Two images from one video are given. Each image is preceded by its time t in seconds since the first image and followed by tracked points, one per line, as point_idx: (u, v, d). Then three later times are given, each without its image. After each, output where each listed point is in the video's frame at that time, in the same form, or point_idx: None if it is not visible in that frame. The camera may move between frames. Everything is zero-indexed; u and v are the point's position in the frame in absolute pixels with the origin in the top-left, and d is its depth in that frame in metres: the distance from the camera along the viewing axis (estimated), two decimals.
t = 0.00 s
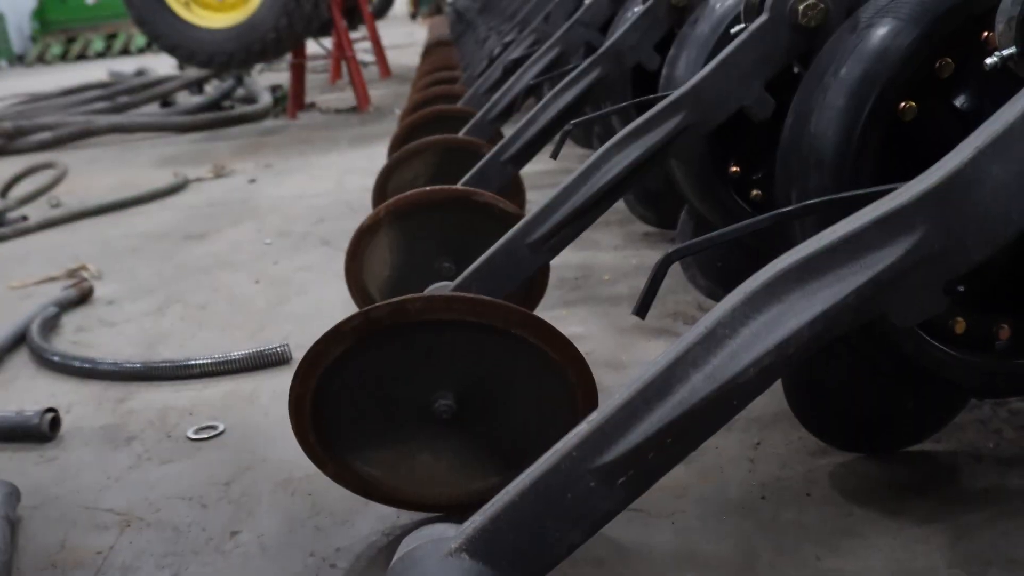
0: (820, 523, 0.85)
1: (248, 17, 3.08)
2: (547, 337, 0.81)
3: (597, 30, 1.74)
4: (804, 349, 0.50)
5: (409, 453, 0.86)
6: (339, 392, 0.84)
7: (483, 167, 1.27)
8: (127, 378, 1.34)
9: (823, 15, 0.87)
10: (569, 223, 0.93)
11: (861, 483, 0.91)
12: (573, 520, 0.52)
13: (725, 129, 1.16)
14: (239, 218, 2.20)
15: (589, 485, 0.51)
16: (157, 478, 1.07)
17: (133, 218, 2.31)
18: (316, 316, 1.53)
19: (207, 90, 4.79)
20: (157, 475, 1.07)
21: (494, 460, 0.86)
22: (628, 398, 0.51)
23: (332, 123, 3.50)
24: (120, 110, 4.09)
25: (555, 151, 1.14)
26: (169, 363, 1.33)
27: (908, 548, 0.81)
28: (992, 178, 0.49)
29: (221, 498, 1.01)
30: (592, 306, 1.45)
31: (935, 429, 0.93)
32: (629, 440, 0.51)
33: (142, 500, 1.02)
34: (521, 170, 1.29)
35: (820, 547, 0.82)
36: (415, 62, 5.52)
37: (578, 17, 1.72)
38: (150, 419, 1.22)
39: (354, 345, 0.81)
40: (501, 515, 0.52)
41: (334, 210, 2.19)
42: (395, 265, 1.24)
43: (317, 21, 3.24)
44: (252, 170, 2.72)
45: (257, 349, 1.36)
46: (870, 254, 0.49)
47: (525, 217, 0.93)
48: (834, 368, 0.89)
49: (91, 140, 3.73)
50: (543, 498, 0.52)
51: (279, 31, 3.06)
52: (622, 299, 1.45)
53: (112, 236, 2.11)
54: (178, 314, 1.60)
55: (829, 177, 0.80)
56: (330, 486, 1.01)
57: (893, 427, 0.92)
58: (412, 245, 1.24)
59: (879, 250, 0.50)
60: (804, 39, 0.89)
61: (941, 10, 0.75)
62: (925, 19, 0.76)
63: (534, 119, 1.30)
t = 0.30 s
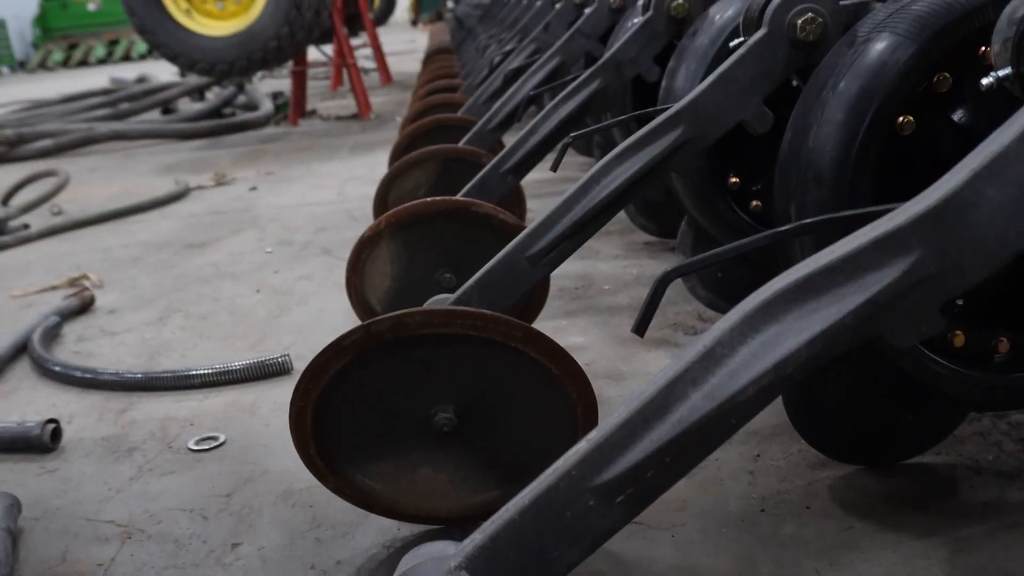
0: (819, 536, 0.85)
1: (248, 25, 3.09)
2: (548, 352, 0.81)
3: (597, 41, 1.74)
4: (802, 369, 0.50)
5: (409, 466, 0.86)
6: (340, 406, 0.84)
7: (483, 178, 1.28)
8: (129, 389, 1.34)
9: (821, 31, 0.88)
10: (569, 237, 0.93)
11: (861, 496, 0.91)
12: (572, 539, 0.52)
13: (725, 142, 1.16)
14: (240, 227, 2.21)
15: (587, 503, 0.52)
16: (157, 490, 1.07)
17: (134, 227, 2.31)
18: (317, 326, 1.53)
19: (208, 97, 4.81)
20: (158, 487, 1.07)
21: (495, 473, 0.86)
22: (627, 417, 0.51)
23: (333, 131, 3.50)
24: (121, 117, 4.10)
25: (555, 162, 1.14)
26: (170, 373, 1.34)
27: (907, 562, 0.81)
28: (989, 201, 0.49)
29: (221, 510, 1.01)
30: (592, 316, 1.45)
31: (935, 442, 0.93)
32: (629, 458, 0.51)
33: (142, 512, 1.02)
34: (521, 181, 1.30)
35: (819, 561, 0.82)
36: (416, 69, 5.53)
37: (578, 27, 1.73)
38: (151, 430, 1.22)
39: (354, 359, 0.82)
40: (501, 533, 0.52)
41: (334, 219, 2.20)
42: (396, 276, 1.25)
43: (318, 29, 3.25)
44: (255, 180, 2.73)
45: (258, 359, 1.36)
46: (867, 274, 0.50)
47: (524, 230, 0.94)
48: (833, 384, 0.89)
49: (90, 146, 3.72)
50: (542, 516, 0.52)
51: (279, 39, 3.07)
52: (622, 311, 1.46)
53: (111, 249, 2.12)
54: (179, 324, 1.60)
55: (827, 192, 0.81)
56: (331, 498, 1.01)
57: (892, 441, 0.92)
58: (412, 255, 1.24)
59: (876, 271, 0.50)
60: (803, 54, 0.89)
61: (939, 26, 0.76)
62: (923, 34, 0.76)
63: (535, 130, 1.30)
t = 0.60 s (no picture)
0: (826, 557, 0.85)
1: (256, 36, 3.10)
2: (553, 371, 0.81)
3: (603, 54, 1.74)
4: (808, 399, 0.50)
5: (414, 485, 0.86)
6: (346, 425, 0.84)
7: (490, 193, 1.28)
8: (135, 403, 1.35)
9: (826, 49, 0.87)
10: (573, 256, 0.93)
11: (866, 516, 0.91)
12: (578, 567, 0.52)
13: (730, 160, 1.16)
14: (247, 239, 2.21)
15: (593, 530, 0.51)
16: (164, 506, 1.07)
17: (142, 237, 2.32)
18: (323, 340, 1.54)
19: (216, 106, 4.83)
20: (164, 503, 1.08)
21: (500, 493, 0.86)
22: (633, 444, 0.51)
23: (339, 141, 3.51)
24: (129, 126, 4.12)
25: (562, 181, 1.14)
26: (176, 388, 1.34)
27: None
28: (994, 233, 0.49)
29: (228, 527, 1.01)
30: (599, 330, 1.45)
31: (942, 462, 0.93)
32: (635, 486, 0.51)
33: (149, 528, 1.03)
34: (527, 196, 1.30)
35: None
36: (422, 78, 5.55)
37: (585, 41, 1.73)
38: (157, 445, 1.22)
39: (360, 379, 0.82)
40: (505, 560, 0.52)
41: (341, 230, 2.20)
42: (402, 291, 1.25)
43: (325, 40, 3.26)
44: (262, 191, 2.74)
45: (265, 374, 1.36)
46: (873, 303, 0.49)
47: (530, 248, 0.94)
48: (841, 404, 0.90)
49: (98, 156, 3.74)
50: (548, 543, 0.52)
51: (286, 50, 3.09)
52: (628, 325, 1.46)
53: (119, 260, 2.13)
54: (186, 337, 1.60)
55: (832, 212, 0.81)
56: (336, 516, 1.01)
57: (898, 461, 0.92)
58: (418, 270, 1.24)
59: (882, 300, 0.49)
60: (808, 73, 0.88)
61: (943, 48, 0.76)
62: (928, 55, 0.76)
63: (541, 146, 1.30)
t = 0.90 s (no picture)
0: None
1: (265, 45, 3.11)
2: (561, 394, 0.81)
3: (612, 69, 1.75)
4: (817, 439, 0.49)
5: (423, 507, 0.86)
6: (357, 448, 0.84)
7: (498, 211, 1.28)
8: (144, 418, 1.35)
9: (836, 73, 0.87)
10: (582, 278, 0.93)
11: (875, 540, 0.91)
12: None
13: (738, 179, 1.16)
14: (255, 249, 2.22)
15: (602, 568, 0.51)
16: (172, 523, 1.07)
17: (151, 247, 2.33)
18: (331, 354, 1.54)
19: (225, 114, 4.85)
20: (173, 520, 1.08)
21: (508, 515, 0.86)
22: (645, 481, 0.51)
23: (348, 149, 3.52)
24: (139, 133, 4.14)
25: (572, 202, 1.11)
26: (184, 403, 1.34)
27: None
28: (1006, 277, 0.48)
29: (236, 545, 1.01)
30: (607, 346, 1.45)
31: (951, 485, 0.93)
32: (646, 522, 0.51)
33: (158, 546, 1.03)
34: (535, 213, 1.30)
35: None
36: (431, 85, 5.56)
37: (594, 56, 1.73)
38: (167, 460, 1.22)
39: (370, 402, 0.82)
40: None
41: (350, 241, 2.21)
42: (411, 307, 1.25)
43: (334, 48, 3.27)
44: (271, 200, 2.75)
45: (273, 389, 1.37)
46: (883, 345, 0.50)
47: (540, 270, 0.94)
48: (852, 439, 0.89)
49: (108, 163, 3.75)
50: None
51: (296, 59, 3.09)
52: (636, 342, 1.45)
53: (128, 271, 2.13)
54: (195, 349, 1.61)
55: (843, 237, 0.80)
56: (344, 535, 1.02)
57: (906, 484, 0.92)
58: (427, 286, 1.25)
59: (892, 343, 0.49)
60: (819, 98, 0.88)
61: (954, 75, 0.76)
62: (940, 82, 0.76)
63: (549, 164, 1.30)
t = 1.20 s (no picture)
0: None
1: (271, 55, 3.12)
2: (565, 415, 0.81)
3: (617, 83, 1.75)
4: (821, 472, 0.49)
5: (426, 526, 0.86)
6: (361, 467, 0.84)
7: (502, 226, 1.28)
8: (148, 431, 1.35)
9: (841, 95, 0.87)
10: (586, 297, 0.93)
11: (878, 561, 0.91)
12: None
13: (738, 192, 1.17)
14: (260, 260, 2.23)
15: None
16: (176, 538, 1.08)
17: (157, 257, 2.34)
18: (335, 366, 1.54)
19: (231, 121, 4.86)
20: (176, 535, 1.08)
21: (510, 535, 0.86)
22: (647, 511, 0.51)
23: (353, 158, 3.53)
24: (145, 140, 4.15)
25: (576, 222, 1.11)
26: (189, 416, 1.34)
27: None
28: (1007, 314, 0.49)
29: (239, 561, 1.01)
30: (610, 360, 1.45)
31: (955, 507, 0.92)
32: (648, 552, 0.51)
33: (161, 562, 1.03)
34: (540, 228, 1.31)
35: None
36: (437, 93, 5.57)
37: (599, 70, 1.74)
38: (170, 474, 1.23)
39: (375, 421, 0.82)
40: None
41: (354, 252, 2.21)
42: (415, 322, 1.25)
43: (341, 58, 3.28)
44: (276, 210, 2.76)
45: (277, 402, 1.37)
46: (884, 380, 0.50)
47: (545, 289, 0.94)
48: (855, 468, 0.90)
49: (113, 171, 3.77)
50: None
51: (302, 69, 3.10)
52: (640, 357, 1.46)
53: (133, 281, 2.14)
54: (199, 361, 1.62)
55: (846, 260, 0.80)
56: (347, 551, 1.02)
57: (909, 505, 0.92)
58: (432, 301, 1.25)
59: (894, 377, 0.50)
60: (823, 120, 0.88)
61: (958, 99, 0.76)
62: (944, 106, 0.76)
63: (553, 180, 1.30)
